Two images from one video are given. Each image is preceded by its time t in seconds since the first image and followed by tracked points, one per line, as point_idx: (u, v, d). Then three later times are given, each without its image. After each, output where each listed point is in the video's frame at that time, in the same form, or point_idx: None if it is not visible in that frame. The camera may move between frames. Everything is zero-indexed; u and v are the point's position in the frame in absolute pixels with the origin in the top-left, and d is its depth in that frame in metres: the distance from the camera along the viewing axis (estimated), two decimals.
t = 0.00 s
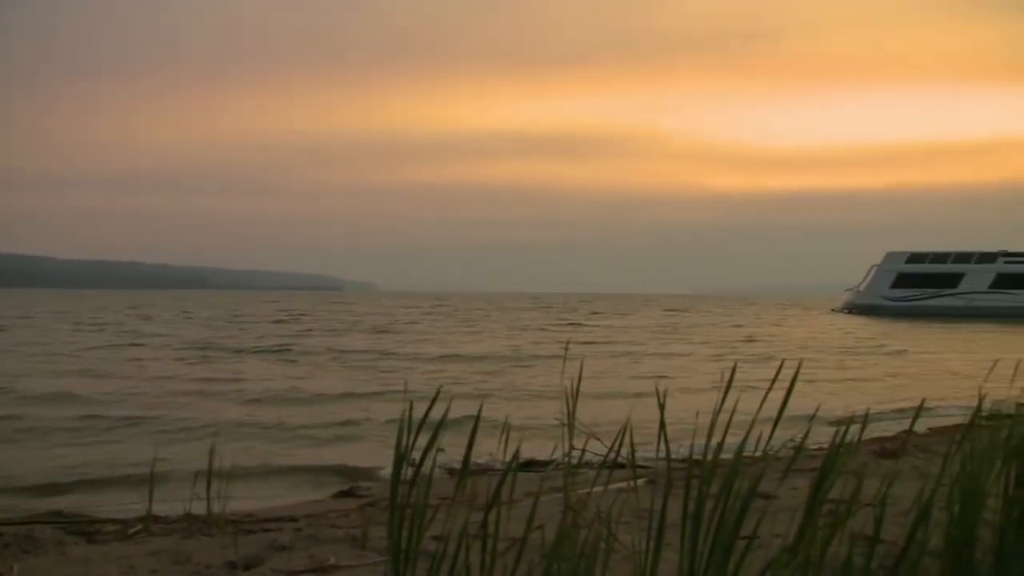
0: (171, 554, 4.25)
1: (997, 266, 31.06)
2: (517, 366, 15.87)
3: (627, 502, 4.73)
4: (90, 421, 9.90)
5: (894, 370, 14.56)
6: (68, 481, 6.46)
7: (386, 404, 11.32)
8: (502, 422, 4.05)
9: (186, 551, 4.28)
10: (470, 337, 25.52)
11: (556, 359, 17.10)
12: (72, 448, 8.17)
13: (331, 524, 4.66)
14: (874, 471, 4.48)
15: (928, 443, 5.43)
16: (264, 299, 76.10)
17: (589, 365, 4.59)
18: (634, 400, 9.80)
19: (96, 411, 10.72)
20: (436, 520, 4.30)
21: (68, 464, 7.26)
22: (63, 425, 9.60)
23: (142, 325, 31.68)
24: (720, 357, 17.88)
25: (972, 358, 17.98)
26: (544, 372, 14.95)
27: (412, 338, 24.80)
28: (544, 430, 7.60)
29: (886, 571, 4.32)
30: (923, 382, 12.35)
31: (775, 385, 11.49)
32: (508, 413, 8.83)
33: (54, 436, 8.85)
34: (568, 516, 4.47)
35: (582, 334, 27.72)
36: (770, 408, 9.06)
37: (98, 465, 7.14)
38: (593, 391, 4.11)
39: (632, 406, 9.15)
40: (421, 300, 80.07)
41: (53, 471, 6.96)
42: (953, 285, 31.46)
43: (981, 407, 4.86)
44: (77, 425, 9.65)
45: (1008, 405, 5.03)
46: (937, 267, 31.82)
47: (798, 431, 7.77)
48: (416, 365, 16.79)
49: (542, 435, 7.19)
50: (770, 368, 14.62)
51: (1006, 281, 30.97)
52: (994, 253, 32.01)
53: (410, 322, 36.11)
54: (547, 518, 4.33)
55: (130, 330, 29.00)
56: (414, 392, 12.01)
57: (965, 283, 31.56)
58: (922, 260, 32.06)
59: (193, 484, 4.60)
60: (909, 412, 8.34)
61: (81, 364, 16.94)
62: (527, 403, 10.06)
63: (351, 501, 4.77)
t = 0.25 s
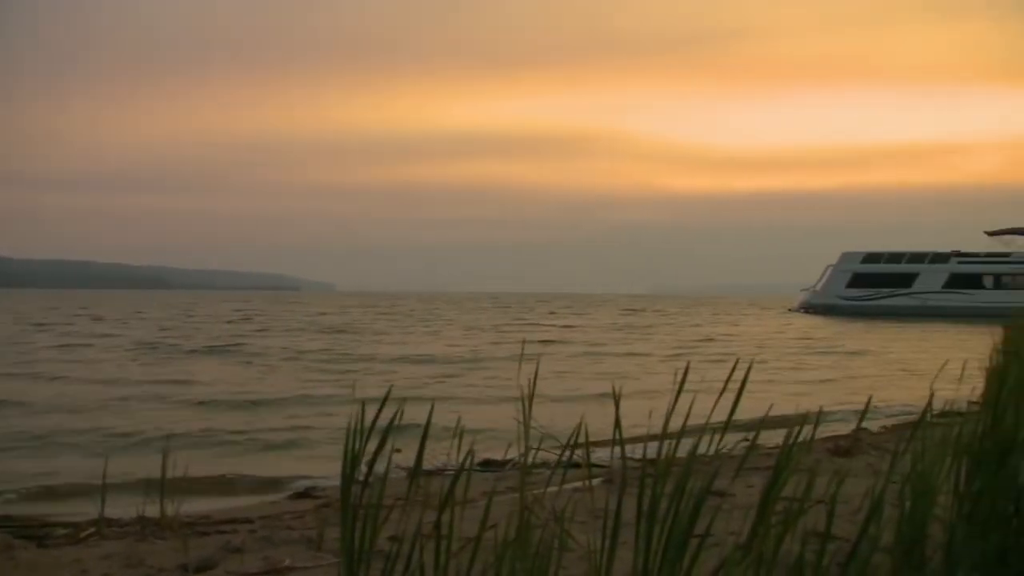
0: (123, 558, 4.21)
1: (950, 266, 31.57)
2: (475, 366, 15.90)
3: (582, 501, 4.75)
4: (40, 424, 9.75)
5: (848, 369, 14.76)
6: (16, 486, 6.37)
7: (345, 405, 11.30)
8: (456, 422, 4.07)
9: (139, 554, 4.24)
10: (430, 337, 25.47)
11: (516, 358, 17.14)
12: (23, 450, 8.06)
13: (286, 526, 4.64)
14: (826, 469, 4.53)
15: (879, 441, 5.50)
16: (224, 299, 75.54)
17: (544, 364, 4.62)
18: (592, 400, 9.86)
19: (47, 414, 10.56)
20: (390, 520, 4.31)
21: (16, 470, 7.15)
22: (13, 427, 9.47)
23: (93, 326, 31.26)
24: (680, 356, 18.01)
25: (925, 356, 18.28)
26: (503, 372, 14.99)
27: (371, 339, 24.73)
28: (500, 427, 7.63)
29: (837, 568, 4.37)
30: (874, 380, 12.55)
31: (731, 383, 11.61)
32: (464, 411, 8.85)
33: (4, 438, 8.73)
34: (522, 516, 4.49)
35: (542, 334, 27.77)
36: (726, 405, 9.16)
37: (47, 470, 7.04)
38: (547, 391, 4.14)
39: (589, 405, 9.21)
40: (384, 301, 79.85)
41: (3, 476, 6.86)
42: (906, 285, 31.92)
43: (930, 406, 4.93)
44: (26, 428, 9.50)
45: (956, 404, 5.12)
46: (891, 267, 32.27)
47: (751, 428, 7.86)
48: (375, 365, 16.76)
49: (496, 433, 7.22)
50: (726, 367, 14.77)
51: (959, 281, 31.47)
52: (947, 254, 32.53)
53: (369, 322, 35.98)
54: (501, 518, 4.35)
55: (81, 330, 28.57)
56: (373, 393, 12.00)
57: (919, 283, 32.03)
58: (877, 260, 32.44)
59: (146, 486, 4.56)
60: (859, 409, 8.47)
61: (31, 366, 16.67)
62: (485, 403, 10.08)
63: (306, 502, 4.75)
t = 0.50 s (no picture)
0: (80, 561, 4.18)
1: (911, 266, 31.98)
2: (438, 367, 15.91)
3: (544, 502, 4.78)
4: None
5: (807, 368, 14.94)
6: None
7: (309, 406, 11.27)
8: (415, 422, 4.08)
9: (96, 558, 4.21)
10: (395, 338, 25.44)
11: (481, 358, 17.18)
12: None
13: (247, 527, 4.63)
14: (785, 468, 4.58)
15: (840, 440, 5.55)
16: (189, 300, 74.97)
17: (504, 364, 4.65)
18: (555, 399, 9.90)
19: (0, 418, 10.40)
20: (349, 521, 4.32)
21: None
22: None
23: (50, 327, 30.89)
24: (645, 356, 18.13)
25: (886, 355, 18.54)
26: (466, 373, 15.01)
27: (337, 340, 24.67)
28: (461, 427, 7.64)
29: (797, 566, 4.41)
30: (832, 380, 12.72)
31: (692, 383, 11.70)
32: (426, 411, 8.87)
33: None
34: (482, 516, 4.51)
35: (508, 334, 27.83)
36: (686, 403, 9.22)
37: None
38: (506, 391, 4.16)
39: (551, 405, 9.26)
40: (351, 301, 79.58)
41: None
42: (869, 285, 32.22)
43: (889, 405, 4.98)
44: None
45: (914, 402, 5.18)
46: (854, 267, 32.64)
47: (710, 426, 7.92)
48: (338, 366, 16.74)
49: (456, 433, 7.24)
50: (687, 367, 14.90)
51: (919, 281, 31.88)
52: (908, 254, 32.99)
53: (334, 323, 35.86)
54: (461, 518, 4.37)
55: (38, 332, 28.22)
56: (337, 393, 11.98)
57: (881, 282, 32.34)
58: (840, 260, 32.71)
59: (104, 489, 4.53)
60: (816, 408, 8.58)
61: None
62: (449, 403, 10.10)
63: (265, 504, 4.74)
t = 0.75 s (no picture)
0: (30, 565, 4.14)
1: (867, 266, 32.44)
2: (396, 367, 15.92)
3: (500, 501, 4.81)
4: None
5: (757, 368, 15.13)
6: None
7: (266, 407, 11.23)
8: (367, 423, 4.10)
9: (46, 562, 4.18)
10: (355, 338, 25.39)
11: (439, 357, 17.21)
12: None
13: (199, 529, 4.61)
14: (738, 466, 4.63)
15: (794, 438, 5.61)
16: (147, 300, 74.29)
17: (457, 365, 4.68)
18: (513, 398, 9.94)
19: None
20: (302, 522, 4.33)
21: None
22: None
23: None
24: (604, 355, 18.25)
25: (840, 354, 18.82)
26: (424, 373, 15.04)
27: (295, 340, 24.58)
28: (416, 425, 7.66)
29: (749, 563, 4.45)
30: (785, 378, 12.89)
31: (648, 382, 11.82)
32: (382, 412, 8.88)
33: None
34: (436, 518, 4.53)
35: (468, 334, 27.87)
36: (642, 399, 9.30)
37: None
38: (458, 391, 4.19)
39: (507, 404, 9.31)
40: (311, 301, 79.22)
41: None
42: (824, 285, 32.59)
43: (841, 403, 5.04)
44: None
45: (866, 399, 5.25)
46: (810, 267, 33.03)
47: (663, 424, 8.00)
48: (296, 367, 16.71)
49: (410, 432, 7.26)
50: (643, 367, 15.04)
51: (873, 281, 32.31)
52: (863, 254, 33.47)
53: (292, 323, 35.70)
54: (415, 518, 4.39)
55: None
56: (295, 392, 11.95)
57: (836, 282, 32.72)
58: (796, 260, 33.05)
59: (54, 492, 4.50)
60: (767, 407, 8.70)
61: None
62: (406, 402, 10.11)
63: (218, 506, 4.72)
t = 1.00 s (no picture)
0: None
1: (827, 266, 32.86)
2: (358, 368, 15.95)
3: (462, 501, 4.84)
4: None
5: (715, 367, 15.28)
6: None
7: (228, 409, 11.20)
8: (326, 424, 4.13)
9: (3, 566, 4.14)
10: (319, 339, 25.33)
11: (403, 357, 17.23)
12: None
13: (160, 531, 4.59)
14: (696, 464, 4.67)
15: (757, 437, 5.65)
16: (107, 300, 74.02)
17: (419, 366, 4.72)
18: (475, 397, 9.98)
19: None
20: (262, 524, 4.32)
21: None
22: None
23: None
24: (567, 355, 18.35)
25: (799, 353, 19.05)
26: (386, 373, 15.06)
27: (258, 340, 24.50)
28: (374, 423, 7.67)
29: (710, 561, 4.49)
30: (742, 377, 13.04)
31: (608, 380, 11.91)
32: (341, 413, 8.88)
33: None
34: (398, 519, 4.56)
35: (432, 334, 27.89)
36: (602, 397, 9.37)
37: None
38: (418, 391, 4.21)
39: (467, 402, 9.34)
40: (277, 300, 78.94)
41: None
42: (787, 285, 32.88)
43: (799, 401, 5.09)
44: None
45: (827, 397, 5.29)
46: (772, 267, 33.39)
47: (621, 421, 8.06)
48: (258, 368, 16.68)
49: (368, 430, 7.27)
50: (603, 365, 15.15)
51: (834, 281, 32.66)
52: (824, 254, 33.87)
53: (254, 323, 35.55)
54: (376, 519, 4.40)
55: None
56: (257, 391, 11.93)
57: (799, 282, 33.03)
58: (759, 260, 33.30)
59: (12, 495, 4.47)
60: (722, 406, 8.79)
61: None
62: (368, 403, 10.12)
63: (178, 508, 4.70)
